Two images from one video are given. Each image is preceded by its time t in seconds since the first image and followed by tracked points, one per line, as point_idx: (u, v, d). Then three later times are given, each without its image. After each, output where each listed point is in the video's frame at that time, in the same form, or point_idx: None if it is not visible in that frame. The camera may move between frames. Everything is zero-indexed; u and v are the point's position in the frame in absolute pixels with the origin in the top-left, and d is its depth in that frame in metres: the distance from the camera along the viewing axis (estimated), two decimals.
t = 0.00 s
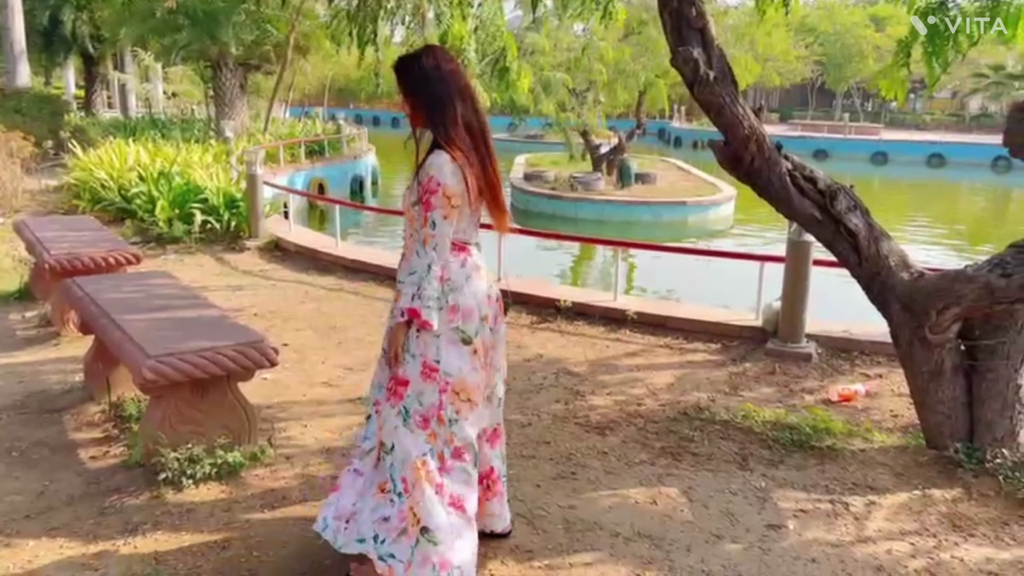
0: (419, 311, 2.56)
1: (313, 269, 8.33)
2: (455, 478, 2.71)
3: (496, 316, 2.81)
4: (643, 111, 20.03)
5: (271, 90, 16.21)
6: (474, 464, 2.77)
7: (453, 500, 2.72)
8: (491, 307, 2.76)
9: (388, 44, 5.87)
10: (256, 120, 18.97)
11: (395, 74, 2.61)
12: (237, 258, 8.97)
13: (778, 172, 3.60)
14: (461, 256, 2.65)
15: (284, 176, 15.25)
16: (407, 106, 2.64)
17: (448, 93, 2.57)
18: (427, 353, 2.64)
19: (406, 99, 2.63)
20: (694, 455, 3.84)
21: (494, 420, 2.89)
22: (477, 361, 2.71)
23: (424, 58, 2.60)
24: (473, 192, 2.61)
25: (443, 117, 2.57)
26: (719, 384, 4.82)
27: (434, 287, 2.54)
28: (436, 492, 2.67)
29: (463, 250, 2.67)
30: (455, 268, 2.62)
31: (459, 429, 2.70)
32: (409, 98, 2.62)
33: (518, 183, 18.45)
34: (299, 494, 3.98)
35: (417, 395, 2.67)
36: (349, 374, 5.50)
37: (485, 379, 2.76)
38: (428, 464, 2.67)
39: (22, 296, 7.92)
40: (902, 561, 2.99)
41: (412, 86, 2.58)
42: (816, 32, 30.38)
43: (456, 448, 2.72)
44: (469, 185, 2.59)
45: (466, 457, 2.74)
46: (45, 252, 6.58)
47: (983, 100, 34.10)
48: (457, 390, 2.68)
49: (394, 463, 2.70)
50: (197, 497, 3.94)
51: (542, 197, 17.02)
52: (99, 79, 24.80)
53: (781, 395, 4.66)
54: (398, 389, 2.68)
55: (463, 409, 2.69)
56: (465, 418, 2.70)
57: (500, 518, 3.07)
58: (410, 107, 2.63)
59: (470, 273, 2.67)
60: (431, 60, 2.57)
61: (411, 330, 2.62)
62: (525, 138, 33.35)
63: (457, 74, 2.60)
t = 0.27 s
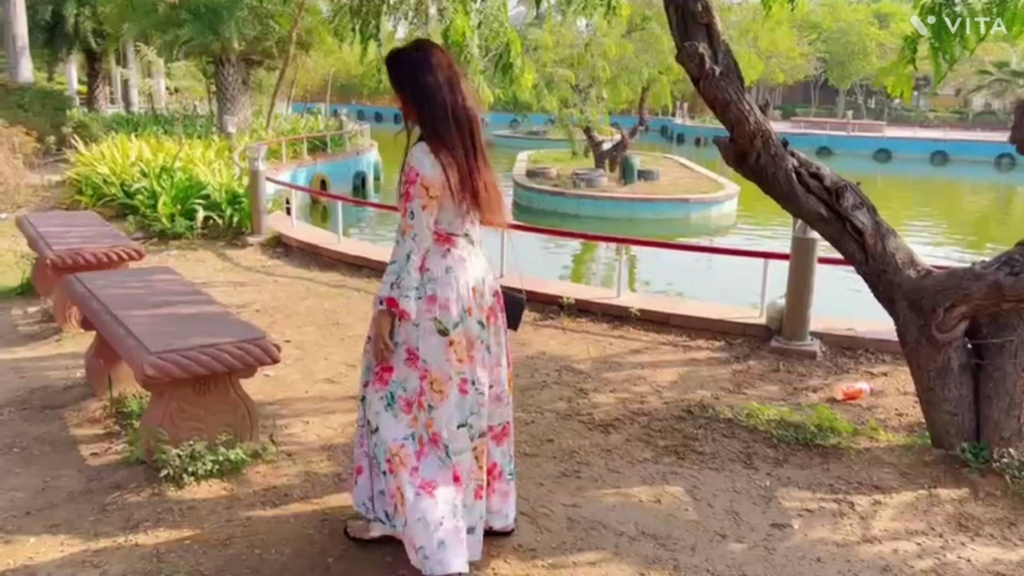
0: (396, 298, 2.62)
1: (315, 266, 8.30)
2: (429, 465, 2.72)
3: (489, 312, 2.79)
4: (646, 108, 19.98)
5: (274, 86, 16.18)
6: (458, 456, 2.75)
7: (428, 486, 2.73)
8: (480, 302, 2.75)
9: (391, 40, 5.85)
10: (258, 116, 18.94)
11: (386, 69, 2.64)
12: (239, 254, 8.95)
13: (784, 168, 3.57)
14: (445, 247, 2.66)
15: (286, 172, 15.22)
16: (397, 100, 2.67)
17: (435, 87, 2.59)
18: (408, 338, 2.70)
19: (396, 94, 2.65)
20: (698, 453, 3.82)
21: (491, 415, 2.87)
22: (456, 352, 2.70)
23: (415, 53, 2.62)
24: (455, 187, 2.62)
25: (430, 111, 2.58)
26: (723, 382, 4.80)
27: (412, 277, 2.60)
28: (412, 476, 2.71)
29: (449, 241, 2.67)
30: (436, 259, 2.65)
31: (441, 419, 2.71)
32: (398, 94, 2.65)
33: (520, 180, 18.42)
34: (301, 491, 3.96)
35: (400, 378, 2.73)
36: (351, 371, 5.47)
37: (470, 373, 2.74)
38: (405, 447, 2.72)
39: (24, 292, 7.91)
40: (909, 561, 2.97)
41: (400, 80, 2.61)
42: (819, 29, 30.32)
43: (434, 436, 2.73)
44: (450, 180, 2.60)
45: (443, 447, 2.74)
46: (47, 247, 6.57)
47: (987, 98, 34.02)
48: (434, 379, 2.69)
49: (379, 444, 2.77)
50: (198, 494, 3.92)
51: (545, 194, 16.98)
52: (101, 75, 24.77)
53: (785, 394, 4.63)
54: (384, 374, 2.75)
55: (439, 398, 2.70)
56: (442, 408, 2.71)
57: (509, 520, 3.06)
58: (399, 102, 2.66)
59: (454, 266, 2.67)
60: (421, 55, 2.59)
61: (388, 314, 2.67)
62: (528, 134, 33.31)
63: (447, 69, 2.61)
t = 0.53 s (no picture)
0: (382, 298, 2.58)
1: (321, 262, 8.28)
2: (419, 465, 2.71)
3: (480, 313, 2.74)
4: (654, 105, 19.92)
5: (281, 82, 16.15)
6: (451, 456, 2.73)
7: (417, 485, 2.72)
8: (469, 302, 2.71)
9: (398, 36, 5.82)
10: (264, 113, 18.92)
11: (377, 66, 2.63)
12: (245, 250, 8.94)
13: (796, 166, 3.53)
14: (429, 248, 2.63)
15: (292, 169, 15.21)
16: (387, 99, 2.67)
17: (425, 88, 2.59)
18: (398, 337, 2.70)
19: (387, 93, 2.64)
20: (707, 453, 3.78)
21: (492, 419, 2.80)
22: (442, 352, 2.68)
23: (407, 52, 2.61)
24: (439, 189, 2.60)
25: (418, 111, 2.57)
26: (732, 381, 4.76)
27: (397, 275, 2.56)
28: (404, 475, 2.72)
29: (434, 242, 2.64)
30: (419, 259, 2.63)
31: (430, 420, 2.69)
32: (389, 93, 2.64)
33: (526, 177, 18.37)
34: (307, 490, 3.92)
35: (393, 374, 2.75)
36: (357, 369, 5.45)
37: (460, 374, 2.70)
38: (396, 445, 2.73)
39: (30, 288, 7.91)
40: (922, 564, 2.93)
41: (391, 78, 2.60)
42: (827, 26, 30.21)
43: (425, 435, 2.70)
44: (434, 181, 2.59)
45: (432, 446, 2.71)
46: (53, 243, 6.56)
47: (995, 96, 33.90)
48: (421, 380, 2.67)
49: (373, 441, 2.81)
50: (203, 492, 3.90)
51: (551, 191, 16.94)
52: (108, 70, 24.78)
53: (794, 393, 4.59)
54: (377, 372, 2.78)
55: (427, 399, 2.68)
56: (431, 409, 2.69)
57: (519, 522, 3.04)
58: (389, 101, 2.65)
59: (437, 266, 2.64)
60: (412, 56, 2.58)
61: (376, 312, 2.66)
62: (534, 131, 33.27)
63: (439, 71, 2.61)
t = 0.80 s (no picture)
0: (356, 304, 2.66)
1: (334, 258, 8.23)
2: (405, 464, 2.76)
3: (457, 316, 2.75)
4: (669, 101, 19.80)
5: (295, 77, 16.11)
6: (437, 459, 2.71)
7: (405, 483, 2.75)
8: (444, 306, 2.73)
9: (411, 31, 5.76)
10: (278, 108, 18.90)
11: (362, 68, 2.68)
12: (258, 245, 8.90)
13: (819, 162, 3.44)
14: (401, 253, 2.69)
15: (305, 164, 15.19)
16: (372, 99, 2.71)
17: (411, 91, 2.63)
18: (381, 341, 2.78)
19: (372, 91, 2.69)
20: (725, 455, 3.71)
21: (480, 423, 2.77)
22: (418, 356, 2.71)
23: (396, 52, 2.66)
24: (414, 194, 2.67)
25: (399, 115, 2.63)
26: (750, 381, 4.68)
27: (370, 280, 2.64)
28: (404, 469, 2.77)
29: (408, 246, 2.70)
30: (391, 265, 2.69)
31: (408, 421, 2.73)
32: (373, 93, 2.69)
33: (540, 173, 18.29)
34: (318, 488, 3.87)
35: (384, 376, 2.85)
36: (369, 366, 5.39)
37: (439, 377, 2.70)
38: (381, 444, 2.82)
39: (43, 282, 7.90)
40: (948, 573, 2.85)
41: (378, 78, 2.64)
42: (844, 23, 29.96)
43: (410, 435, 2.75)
44: (410, 185, 2.66)
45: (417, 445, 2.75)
46: (66, 237, 6.53)
47: (1014, 92, 33.53)
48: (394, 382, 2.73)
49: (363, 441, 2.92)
50: (214, 490, 3.85)
51: (565, 187, 16.85)
52: (123, 65, 24.81)
53: (814, 394, 4.50)
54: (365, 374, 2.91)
55: (408, 402, 2.73)
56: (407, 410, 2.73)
57: (534, 531, 2.94)
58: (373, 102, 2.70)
59: (410, 271, 2.70)
60: (395, 60, 2.62)
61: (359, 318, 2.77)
62: (548, 127, 33.18)
63: (425, 74, 2.66)
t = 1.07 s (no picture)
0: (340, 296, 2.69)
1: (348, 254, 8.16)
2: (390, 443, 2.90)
3: (436, 308, 2.84)
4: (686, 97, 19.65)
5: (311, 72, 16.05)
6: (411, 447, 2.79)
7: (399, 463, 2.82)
8: (425, 298, 2.82)
9: (428, 26, 5.65)
10: (295, 103, 18.86)
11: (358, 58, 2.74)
12: (273, 241, 8.84)
13: (847, 160, 3.34)
14: (385, 244, 2.78)
15: (321, 159, 15.14)
16: (365, 83, 2.77)
17: (408, 82, 2.71)
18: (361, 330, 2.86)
19: (366, 77, 2.75)
20: (748, 461, 3.61)
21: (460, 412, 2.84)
22: (396, 347, 2.79)
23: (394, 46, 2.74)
24: (404, 184, 2.74)
25: (394, 106, 2.70)
26: (772, 384, 4.57)
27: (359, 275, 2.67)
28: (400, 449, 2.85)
29: (391, 238, 2.78)
30: (376, 256, 2.77)
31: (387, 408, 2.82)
32: (367, 79, 2.75)
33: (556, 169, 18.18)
34: (331, 490, 3.79)
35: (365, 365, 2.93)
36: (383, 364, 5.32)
37: (413, 367, 2.79)
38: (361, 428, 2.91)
39: (58, 276, 7.87)
40: None
41: (376, 64, 2.72)
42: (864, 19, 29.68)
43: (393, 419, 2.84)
44: (398, 175, 2.72)
45: (400, 425, 2.87)
46: (80, 232, 6.50)
47: None
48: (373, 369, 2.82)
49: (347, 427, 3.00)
50: (225, 492, 3.78)
51: (581, 183, 16.74)
52: (142, 60, 24.84)
53: (838, 398, 4.39)
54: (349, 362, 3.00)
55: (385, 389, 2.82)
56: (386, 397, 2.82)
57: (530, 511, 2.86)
58: (368, 87, 2.75)
59: (393, 260, 2.78)
60: (391, 52, 2.70)
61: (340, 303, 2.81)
62: (564, 123, 33.03)
63: (421, 70, 2.76)
